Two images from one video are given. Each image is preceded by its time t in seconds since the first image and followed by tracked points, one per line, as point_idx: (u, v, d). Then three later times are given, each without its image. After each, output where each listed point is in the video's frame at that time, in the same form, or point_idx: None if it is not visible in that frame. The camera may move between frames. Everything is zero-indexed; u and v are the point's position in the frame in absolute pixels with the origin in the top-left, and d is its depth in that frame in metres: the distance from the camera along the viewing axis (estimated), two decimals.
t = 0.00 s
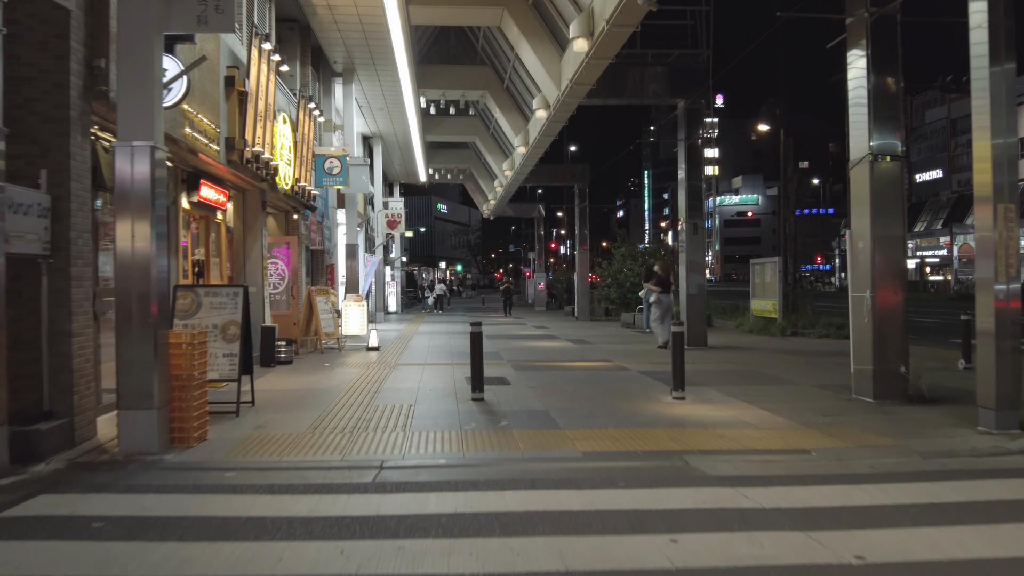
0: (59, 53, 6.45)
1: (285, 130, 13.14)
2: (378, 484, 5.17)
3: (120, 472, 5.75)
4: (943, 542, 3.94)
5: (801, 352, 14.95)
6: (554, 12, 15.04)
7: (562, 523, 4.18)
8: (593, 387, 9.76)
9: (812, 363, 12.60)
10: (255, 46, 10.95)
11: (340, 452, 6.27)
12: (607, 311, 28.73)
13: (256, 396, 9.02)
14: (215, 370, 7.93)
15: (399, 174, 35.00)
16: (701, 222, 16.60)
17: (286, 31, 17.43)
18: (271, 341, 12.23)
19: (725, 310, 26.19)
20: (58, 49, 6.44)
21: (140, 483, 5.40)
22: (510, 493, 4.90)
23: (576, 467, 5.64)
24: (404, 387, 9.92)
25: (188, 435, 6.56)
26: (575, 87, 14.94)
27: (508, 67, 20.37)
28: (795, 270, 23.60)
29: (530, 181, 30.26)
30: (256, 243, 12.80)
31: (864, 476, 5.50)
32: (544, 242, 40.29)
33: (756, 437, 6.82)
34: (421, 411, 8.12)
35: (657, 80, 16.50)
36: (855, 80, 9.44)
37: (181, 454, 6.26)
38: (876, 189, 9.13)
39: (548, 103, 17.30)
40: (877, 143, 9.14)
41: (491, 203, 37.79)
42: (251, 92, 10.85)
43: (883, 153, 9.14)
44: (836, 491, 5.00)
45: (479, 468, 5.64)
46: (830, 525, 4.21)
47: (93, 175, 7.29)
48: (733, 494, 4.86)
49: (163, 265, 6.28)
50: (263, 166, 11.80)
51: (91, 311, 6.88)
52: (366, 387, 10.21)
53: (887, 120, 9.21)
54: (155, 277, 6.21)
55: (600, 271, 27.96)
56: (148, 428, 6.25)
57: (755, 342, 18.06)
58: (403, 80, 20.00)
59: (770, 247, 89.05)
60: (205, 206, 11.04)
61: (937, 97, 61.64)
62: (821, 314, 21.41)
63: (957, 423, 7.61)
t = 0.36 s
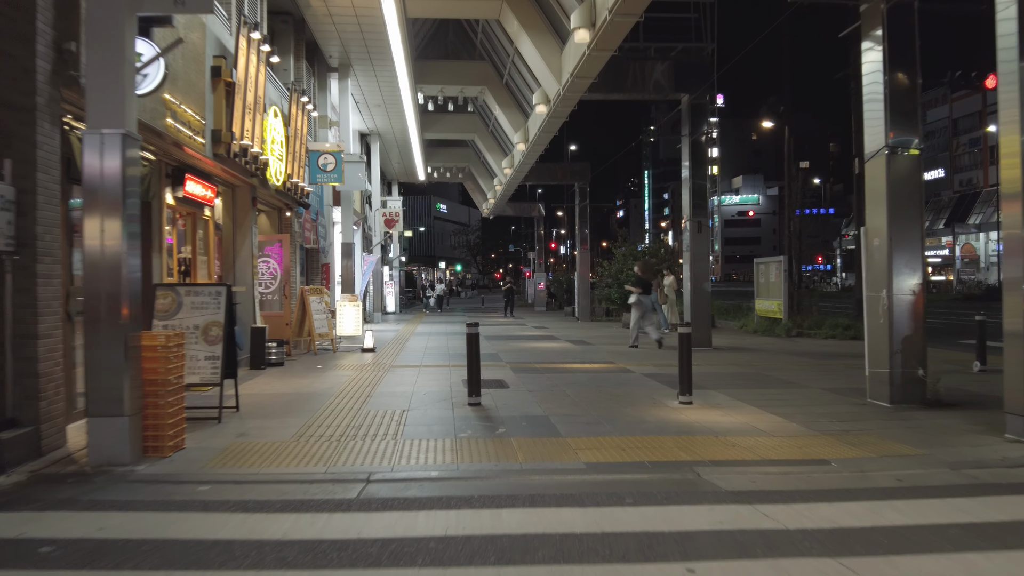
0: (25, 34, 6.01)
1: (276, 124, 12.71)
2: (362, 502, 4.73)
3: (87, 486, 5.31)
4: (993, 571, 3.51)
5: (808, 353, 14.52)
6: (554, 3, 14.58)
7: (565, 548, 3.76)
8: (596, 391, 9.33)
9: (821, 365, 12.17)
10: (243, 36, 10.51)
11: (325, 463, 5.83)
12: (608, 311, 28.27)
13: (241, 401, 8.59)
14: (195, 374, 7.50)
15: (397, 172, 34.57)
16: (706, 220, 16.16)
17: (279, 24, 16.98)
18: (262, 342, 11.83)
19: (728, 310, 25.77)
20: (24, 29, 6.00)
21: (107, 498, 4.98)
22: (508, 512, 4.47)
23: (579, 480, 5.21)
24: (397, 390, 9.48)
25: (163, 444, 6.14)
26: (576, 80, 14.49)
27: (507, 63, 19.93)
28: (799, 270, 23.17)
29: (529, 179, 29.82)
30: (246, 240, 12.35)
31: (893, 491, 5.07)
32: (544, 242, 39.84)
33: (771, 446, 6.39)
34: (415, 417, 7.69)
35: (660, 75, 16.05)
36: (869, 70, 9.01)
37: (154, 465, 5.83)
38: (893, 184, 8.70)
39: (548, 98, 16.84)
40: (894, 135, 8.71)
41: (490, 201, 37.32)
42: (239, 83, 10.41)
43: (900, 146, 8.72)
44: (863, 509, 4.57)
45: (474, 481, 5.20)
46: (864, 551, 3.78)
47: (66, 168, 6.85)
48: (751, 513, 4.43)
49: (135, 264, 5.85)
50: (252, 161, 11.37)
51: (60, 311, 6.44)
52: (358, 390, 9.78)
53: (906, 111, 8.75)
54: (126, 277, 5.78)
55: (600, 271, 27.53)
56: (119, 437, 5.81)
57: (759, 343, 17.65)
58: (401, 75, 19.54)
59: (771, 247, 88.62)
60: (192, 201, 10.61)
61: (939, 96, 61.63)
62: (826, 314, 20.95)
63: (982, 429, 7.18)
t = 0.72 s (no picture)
0: None
1: (266, 119, 12.23)
2: (342, 532, 4.27)
3: (44, 510, 4.85)
4: None
5: (817, 357, 14.05)
6: None
7: None
8: (599, 398, 8.86)
9: (833, 370, 11.70)
10: (228, 26, 10.03)
11: (307, 483, 5.36)
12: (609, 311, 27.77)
13: (223, 411, 8.13)
14: (173, 383, 7.05)
15: (396, 170, 34.10)
16: (712, 218, 15.70)
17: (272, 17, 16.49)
18: (251, 346, 11.39)
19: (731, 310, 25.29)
20: None
21: (62, 526, 4.52)
22: (504, 545, 4.00)
23: (584, 505, 4.74)
24: (389, 398, 9.00)
25: (132, 462, 5.64)
26: (577, 74, 14.07)
27: (507, 58, 19.49)
28: (804, 270, 22.70)
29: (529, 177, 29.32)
30: (234, 240, 11.88)
31: (930, 517, 4.61)
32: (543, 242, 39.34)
33: (789, 464, 5.92)
34: (407, 427, 7.23)
35: (664, 69, 15.57)
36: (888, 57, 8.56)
37: (121, 486, 5.36)
38: (914, 179, 8.22)
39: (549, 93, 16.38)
40: (915, 127, 8.23)
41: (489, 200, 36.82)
42: (224, 76, 9.93)
43: (923, 139, 8.23)
44: (899, 540, 4.12)
45: (468, 506, 4.74)
46: None
47: (33, 163, 6.38)
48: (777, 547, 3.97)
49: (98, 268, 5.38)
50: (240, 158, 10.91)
51: (22, 317, 5.97)
52: (348, 397, 9.32)
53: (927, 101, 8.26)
54: (88, 283, 5.31)
55: (601, 271, 27.06)
56: (82, 455, 5.32)
57: (766, 344, 17.18)
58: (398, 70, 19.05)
59: (772, 246, 88.16)
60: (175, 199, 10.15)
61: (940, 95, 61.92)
62: (833, 315, 20.49)
63: (1013, 442, 6.72)
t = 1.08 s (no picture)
0: None
1: (258, 108, 11.75)
2: (327, 554, 3.79)
3: None
4: None
5: (830, 357, 13.58)
6: None
7: None
8: (607, 400, 8.38)
9: (849, 371, 11.21)
10: (217, 8, 9.54)
11: (292, 495, 4.88)
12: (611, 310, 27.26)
13: (208, 413, 7.65)
14: (152, 384, 6.58)
15: (395, 167, 33.63)
16: (720, 213, 15.22)
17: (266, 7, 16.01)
18: (241, 344, 10.91)
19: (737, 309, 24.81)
20: None
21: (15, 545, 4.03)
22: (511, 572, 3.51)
23: (599, 521, 4.27)
24: (385, 399, 8.52)
25: (101, 471, 5.16)
26: (581, 63, 13.61)
27: (508, 50, 19.02)
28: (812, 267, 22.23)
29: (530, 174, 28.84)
30: (224, 234, 11.40)
31: (984, 534, 4.14)
32: (543, 240, 38.85)
33: (819, 474, 5.45)
34: (403, 431, 6.74)
35: (670, 59, 15.06)
36: (915, 42, 8.05)
37: (88, 497, 4.88)
38: (942, 168, 7.73)
39: (551, 85, 15.90)
40: (942, 112, 7.74)
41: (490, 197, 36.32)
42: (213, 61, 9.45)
43: (950, 125, 7.74)
44: (958, 564, 3.65)
45: (469, 522, 4.25)
46: None
47: None
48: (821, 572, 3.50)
49: (63, 264, 4.90)
50: (230, 148, 10.43)
51: None
52: (342, 398, 8.84)
53: (956, 85, 7.77)
54: (52, 279, 4.83)
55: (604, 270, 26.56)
56: (45, 464, 4.84)
57: (775, 344, 16.71)
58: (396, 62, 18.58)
59: (774, 246, 87.66)
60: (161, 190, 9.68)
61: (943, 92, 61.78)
62: (843, 313, 20.00)
63: None
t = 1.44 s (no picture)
0: None
1: (252, 103, 11.38)
2: None
3: None
4: None
5: (841, 360, 13.20)
6: None
7: None
8: (615, 406, 8.01)
9: (864, 375, 10.84)
10: None
11: (278, 512, 4.51)
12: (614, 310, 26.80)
13: (195, 420, 7.28)
14: (134, 390, 6.21)
15: (395, 167, 33.27)
16: (728, 211, 14.78)
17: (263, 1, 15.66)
18: (234, 347, 10.54)
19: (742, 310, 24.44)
20: None
21: None
22: None
23: (613, 545, 3.89)
24: (381, 404, 8.15)
25: (73, 486, 4.77)
26: (585, 58, 13.25)
27: (510, 46, 18.63)
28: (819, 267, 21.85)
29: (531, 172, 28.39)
30: (217, 232, 11.02)
31: None
32: (544, 241, 38.47)
33: (846, 489, 5.07)
34: (399, 439, 6.37)
35: (676, 54, 14.67)
36: (937, 32, 7.67)
37: (56, 515, 4.51)
38: (968, 163, 7.35)
39: (555, 80, 15.53)
40: (968, 104, 7.36)
41: (491, 196, 35.94)
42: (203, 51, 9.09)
43: (976, 117, 7.36)
44: None
45: (469, 544, 3.88)
46: None
47: None
48: None
49: (27, 263, 4.53)
50: (222, 142, 10.06)
51: None
52: (337, 403, 8.46)
53: (982, 76, 7.39)
54: (15, 279, 4.45)
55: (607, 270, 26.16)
56: (9, 479, 4.46)
57: (783, 346, 16.35)
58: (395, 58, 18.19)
59: (776, 246, 87.31)
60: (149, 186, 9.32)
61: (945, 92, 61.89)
62: (851, 315, 19.61)
63: None
